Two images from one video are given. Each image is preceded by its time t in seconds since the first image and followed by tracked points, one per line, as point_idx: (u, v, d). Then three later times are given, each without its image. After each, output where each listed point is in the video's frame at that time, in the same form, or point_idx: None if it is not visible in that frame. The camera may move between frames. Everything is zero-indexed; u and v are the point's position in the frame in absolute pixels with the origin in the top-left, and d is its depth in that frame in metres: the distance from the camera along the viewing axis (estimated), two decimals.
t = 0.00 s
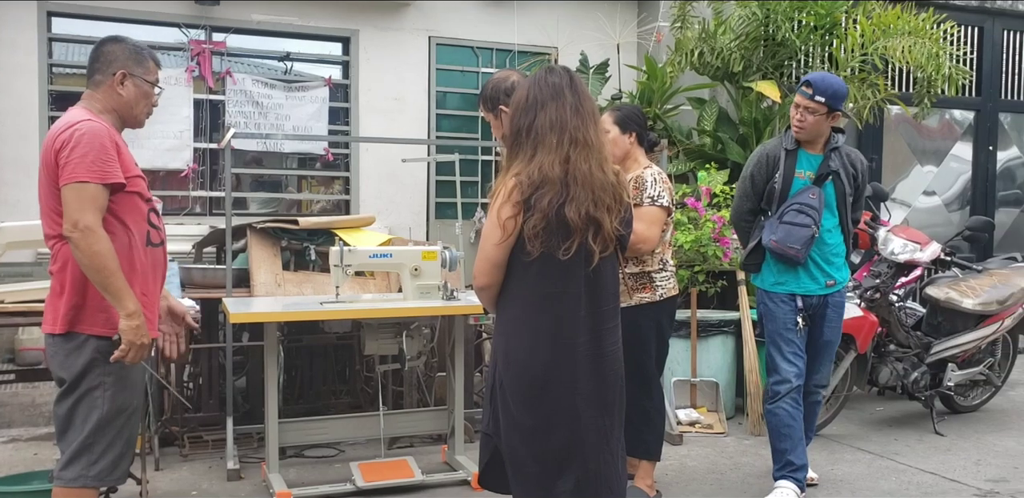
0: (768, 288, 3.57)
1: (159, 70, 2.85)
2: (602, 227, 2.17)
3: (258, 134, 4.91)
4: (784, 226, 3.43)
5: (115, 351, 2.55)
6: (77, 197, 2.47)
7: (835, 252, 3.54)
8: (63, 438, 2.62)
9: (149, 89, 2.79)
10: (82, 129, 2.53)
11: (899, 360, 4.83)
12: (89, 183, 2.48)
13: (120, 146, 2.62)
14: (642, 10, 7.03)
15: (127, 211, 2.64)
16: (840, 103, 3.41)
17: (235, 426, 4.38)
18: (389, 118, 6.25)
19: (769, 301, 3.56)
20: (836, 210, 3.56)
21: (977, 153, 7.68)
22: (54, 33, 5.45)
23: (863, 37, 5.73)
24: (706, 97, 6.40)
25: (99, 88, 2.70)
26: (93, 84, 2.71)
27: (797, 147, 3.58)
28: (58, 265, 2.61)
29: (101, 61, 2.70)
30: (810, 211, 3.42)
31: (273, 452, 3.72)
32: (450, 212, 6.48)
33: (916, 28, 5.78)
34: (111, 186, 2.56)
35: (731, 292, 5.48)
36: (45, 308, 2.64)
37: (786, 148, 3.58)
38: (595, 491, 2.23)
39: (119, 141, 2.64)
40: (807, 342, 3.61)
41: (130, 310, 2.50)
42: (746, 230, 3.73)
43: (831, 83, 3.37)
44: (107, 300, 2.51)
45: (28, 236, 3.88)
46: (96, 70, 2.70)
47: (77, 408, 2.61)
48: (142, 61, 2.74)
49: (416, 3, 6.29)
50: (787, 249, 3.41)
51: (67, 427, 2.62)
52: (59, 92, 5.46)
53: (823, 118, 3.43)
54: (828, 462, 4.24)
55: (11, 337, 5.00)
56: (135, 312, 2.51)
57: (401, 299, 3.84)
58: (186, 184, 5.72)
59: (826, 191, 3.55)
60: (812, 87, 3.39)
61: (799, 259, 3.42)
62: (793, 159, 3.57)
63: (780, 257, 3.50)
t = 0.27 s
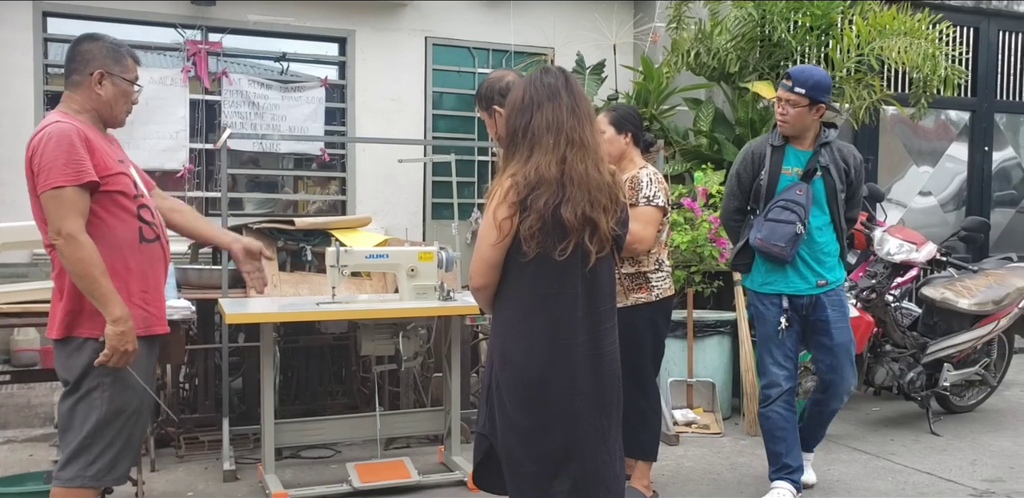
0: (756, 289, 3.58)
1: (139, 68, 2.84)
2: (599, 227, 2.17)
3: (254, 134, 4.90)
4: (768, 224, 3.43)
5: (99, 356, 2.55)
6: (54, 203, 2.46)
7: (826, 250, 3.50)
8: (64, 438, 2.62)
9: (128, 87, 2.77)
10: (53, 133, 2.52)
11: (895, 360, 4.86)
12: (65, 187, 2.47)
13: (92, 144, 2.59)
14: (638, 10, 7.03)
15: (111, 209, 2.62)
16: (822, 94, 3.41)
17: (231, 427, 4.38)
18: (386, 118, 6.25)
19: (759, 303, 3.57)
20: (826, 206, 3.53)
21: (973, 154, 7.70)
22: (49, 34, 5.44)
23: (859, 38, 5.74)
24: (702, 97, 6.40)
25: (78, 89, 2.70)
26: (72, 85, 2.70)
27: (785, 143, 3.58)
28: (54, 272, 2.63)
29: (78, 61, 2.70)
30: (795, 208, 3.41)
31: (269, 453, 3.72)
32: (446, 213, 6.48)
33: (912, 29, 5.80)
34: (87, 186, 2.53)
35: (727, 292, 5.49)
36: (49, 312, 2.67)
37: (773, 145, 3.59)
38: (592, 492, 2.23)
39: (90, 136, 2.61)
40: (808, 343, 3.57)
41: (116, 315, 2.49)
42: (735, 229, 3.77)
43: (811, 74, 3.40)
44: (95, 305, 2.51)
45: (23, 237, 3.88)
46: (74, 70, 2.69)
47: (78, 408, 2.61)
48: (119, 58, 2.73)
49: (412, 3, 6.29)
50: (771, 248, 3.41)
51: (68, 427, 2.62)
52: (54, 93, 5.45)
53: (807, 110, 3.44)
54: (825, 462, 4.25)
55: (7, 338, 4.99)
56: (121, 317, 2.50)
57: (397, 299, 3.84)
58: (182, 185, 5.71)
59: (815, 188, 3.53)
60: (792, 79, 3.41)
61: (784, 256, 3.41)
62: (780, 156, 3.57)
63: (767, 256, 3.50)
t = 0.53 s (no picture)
0: (741, 291, 3.58)
1: (137, 70, 2.82)
2: (589, 228, 2.17)
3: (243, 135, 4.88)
4: (748, 224, 3.40)
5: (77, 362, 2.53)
6: (35, 206, 2.44)
7: (811, 251, 3.44)
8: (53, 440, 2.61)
9: (126, 89, 2.75)
10: (39, 134, 2.50)
11: (884, 360, 4.85)
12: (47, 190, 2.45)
13: (81, 147, 2.57)
14: (628, 11, 7.04)
15: (98, 213, 2.60)
16: (807, 91, 3.37)
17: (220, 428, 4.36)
18: (376, 119, 6.24)
19: (746, 306, 3.57)
20: (812, 207, 3.47)
21: (961, 155, 7.74)
22: (37, 33, 5.41)
23: (848, 39, 5.76)
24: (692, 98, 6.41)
25: (74, 89, 2.68)
26: (69, 85, 2.68)
27: (771, 143, 3.56)
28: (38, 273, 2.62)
29: (76, 61, 2.68)
30: (775, 209, 3.38)
31: (259, 454, 3.71)
32: (436, 213, 6.47)
33: (900, 30, 5.83)
34: (72, 189, 2.51)
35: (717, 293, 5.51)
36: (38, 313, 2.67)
37: (758, 145, 3.58)
38: (583, 491, 2.22)
39: (80, 138, 2.59)
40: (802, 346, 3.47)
41: (90, 321, 2.47)
42: (726, 230, 3.77)
43: (794, 71, 3.36)
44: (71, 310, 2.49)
45: (11, 237, 3.85)
46: (71, 70, 2.67)
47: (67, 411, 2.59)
48: (117, 60, 2.71)
49: (403, 3, 6.28)
50: (749, 249, 3.40)
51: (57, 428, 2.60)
52: (42, 93, 5.42)
53: (791, 106, 3.39)
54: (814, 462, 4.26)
55: None
56: (95, 323, 2.48)
57: (387, 300, 3.83)
58: (171, 185, 5.69)
59: (800, 188, 3.48)
60: (775, 76, 3.38)
61: (764, 257, 3.38)
62: (764, 155, 3.55)
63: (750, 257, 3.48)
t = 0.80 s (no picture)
0: (745, 294, 3.52)
1: (139, 71, 2.82)
2: (586, 229, 2.17)
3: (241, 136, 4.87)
4: (747, 226, 3.35)
5: (77, 365, 2.52)
6: (41, 205, 2.44)
7: (814, 256, 3.33)
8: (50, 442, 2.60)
9: (127, 90, 2.76)
10: (46, 133, 2.49)
11: (882, 361, 4.82)
12: (51, 190, 2.45)
13: (86, 148, 2.57)
14: (626, 12, 7.05)
15: (99, 216, 2.60)
16: (813, 90, 3.28)
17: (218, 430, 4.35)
18: (374, 120, 6.24)
19: (751, 309, 3.51)
20: (815, 210, 3.35)
21: (958, 156, 7.76)
22: (34, 34, 5.40)
23: (846, 41, 5.77)
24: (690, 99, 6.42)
25: (76, 90, 2.68)
26: (70, 85, 2.69)
27: (776, 143, 3.48)
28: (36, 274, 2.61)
29: (78, 61, 2.68)
30: (773, 211, 3.31)
31: (256, 456, 3.70)
32: (434, 214, 6.47)
33: (898, 32, 5.84)
34: (76, 190, 2.51)
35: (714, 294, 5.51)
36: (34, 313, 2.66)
37: (762, 145, 3.51)
38: (582, 492, 2.22)
39: (85, 140, 2.59)
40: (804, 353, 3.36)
41: (90, 322, 2.46)
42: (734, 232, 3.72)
43: (800, 69, 3.28)
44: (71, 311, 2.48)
45: (8, 238, 3.84)
46: (73, 71, 2.68)
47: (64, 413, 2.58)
48: (120, 61, 2.71)
49: (400, 4, 6.28)
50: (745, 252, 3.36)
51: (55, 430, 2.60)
52: (39, 94, 5.42)
53: (796, 106, 3.30)
54: (812, 463, 4.26)
55: None
56: (95, 324, 2.47)
57: (385, 301, 3.83)
58: (168, 186, 5.69)
59: (805, 190, 3.37)
60: (781, 74, 3.31)
61: (761, 261, 3.32)
62: (768, 156, 3.47)
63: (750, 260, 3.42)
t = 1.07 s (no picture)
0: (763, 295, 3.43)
1: (138, 70, 2.82)
2: (583, 228, 2.17)
3: (237, 135, 4.85)
4: (767, 224, 3.28)
5: (87, 363, 2.51)
6: (54, 201, 2.43)
7: (836, 257, 3.24)
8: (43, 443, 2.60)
9: (127, 88, 2.76)
10: (58, 130, 2.48)
11: (878, 361, 4.83)
12: (64, 187, 2.45)
13: (95, 146, 2.57)
14: (623, 12, 7.05)
15: (103, 215, 2.60)
16: (846, 84, 3.20)
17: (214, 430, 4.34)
18: (370, 120, 6.24)
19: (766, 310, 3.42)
20: (840, 209, 3.26)
21: (954, 156, 7.77)
22: (30, 33, 5.39)
23: (842, 41, 5.78)
24: (687, 99, 6.41)
25: (76, 87, 2.67)
26: (70, 83, 2.68)
27: (801, 139, 3.39)
28: (36, 272, 2.58)
29: (78, 60, 2.68)
30: (795, 210, 3.23)
31: (253, 456, 3.70)
32: (431, 214, 6.47)
33: (894, 32, 5.85)
34: (87, 187, 2.51)
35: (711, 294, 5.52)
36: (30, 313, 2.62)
37: (787, 141, 3.42)
38: (578, 492, 2.22)
39: (94, 139, 2.59)
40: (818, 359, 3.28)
41: (101, 319, 2.46)
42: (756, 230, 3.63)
43: (834, 60, 3.22)
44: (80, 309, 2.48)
45: (3, 238, 3.83)
46: (72, 69, 2.68)
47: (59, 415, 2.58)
48: (120, 59, 2.72)
49: (397, 4, 6.28)
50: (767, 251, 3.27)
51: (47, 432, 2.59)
52: (36, 93, 5.41)
53: (828, 99, 3.22)
54: (808, 463, 4.26)
55: None
56: (106, 322, 2.47)
57: (381, 301, 3.82)
58: (164, 186, 5.68)
59: (829, 188, 3.28)
60: (815, 64, 3.25)
61: (781, 261, 3.25)
62: (791, 152, 3.39)
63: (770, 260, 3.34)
